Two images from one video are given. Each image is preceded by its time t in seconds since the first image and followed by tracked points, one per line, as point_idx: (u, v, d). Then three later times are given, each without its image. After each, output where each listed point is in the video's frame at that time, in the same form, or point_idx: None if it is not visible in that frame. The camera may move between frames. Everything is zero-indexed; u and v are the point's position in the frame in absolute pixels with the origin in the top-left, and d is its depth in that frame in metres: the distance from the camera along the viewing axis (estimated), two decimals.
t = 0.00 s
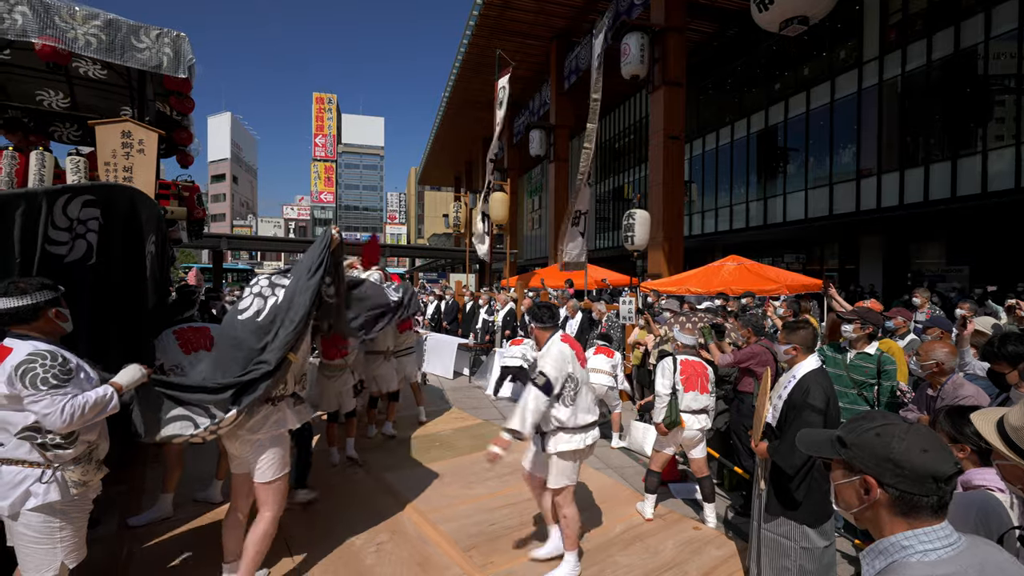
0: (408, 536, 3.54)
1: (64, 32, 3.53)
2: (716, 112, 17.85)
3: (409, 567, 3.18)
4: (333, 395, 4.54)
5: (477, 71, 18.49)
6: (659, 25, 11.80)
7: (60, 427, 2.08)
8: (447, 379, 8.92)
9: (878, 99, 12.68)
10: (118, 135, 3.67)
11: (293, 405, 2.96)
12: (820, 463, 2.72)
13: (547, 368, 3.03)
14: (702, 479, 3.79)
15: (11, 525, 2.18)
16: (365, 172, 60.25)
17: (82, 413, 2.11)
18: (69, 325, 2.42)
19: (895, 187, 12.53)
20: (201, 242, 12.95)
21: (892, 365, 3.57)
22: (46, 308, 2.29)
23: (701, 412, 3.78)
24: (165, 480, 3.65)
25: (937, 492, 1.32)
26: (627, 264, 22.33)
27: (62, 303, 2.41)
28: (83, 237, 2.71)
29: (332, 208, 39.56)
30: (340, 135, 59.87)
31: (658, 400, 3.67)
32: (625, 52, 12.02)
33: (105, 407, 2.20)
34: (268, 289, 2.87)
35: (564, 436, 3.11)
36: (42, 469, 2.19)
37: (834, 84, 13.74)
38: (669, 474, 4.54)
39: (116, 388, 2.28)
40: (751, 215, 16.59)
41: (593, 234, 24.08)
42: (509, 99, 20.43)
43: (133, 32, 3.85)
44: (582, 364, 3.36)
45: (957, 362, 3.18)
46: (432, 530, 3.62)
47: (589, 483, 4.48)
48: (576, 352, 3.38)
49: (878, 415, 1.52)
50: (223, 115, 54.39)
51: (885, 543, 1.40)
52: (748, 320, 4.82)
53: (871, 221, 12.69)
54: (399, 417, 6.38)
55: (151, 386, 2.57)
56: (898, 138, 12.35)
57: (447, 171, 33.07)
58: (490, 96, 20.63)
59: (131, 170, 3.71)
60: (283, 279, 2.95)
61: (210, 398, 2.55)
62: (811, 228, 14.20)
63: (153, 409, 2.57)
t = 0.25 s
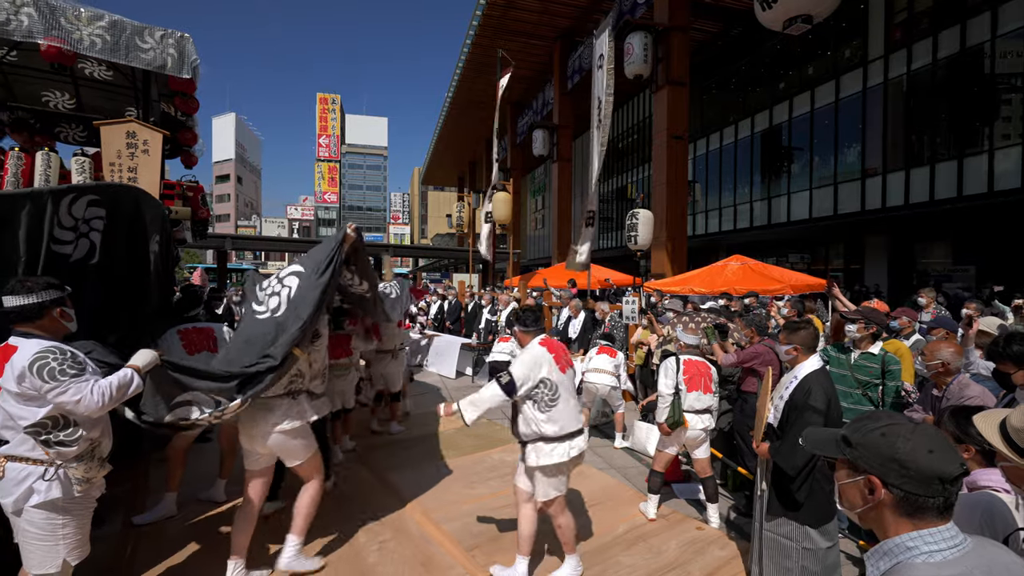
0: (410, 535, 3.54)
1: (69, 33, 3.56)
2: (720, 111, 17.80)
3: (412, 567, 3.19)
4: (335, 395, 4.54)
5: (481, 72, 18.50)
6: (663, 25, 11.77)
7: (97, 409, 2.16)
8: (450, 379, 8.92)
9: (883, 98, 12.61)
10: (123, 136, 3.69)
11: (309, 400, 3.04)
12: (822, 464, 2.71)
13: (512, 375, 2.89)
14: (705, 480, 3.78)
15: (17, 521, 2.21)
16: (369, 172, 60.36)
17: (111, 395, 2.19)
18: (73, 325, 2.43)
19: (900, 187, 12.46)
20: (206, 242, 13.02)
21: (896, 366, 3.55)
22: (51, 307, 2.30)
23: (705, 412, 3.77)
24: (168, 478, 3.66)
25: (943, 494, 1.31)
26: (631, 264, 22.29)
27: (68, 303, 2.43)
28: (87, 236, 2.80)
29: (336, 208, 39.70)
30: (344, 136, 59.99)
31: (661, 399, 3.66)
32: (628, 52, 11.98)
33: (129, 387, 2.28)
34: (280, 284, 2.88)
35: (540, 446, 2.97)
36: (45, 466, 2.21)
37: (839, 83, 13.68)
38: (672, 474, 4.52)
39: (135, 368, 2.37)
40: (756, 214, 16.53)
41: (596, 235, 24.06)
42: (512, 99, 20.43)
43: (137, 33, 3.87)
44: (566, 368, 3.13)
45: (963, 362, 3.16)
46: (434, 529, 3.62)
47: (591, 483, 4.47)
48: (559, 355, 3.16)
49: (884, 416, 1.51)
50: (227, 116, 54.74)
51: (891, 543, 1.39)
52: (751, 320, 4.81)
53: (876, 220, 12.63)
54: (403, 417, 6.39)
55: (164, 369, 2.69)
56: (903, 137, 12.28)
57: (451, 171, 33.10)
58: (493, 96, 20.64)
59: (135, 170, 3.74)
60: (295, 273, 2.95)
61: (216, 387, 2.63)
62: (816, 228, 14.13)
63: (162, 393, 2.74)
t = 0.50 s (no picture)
0: (413, 534, 3.54)
1: (74, 35, 3.58)
2: (724, 110, 17.76)
3: (414, 566, 3.19)
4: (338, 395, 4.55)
5: (484, 72, 18.51)
6: (666, 24, 11.75)
7: (112, 396, 2.27)
8: (453, 379, 8.91)
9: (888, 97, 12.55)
10: (128, 136, 3.71)
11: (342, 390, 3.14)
12: (825, 464, 2.69)
13: (491, 378, 2.90)
14: (708, 479, 3.77)
15: (23, 517, 2.24)
16: (372, 172, 60.44)
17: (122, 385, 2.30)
18: (78, 324, 2.44)
19: (906, 186, 12.40)
20: (209, 242, 13.06)
21: (901, 366, 3.53)
22: (57, 306, 2.31)
23: (707, 411, 3.76)
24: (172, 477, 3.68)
25: (947, 493, 1.30)
26: (634, 264, 22.26)
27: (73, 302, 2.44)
28: (93, 236, 2.82)
29: (340, 208, 39.82)
30: (348, 136, 60.09)
31: (663, 399, 3.65)
32: (632, 51, 11.95)
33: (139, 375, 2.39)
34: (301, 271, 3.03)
35: (511, 448, 2.97)
36: (48, 462, 2.23)
37: (844, 82, 13.62)
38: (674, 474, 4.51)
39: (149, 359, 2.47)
40: (759, 214, 16.49)
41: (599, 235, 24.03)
42: (515, 99, 20.43)
43: (142, 34, 3.89)
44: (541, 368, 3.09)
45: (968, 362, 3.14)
46: (437, 528, 3.62)
47: (594, 483, 4.47)
48: (537, 357, 3.12)
49: (886, 412, 1.50)
50: (232, 116, 54.97)
51: (895, 543, 1.38)
52: (754, 319, 4.80)
53: (881, 220, 12.56)
54: (405, 417, 6.40)
55: (177, 358, 2.74)
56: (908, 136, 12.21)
57: (454, 171, 33.13)
58: (497, 96, 20.64)
59: (140, 170, 3.76)
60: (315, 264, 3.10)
61: (230, 369, 2.71)
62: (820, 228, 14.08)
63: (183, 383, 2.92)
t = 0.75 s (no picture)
0: (416, 534, 3.55)
1: (81, 37, 3.61)
2: (728, 110, 17.71)
3: (417, 566, 3.19)
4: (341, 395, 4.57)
5: (487, 72, 18.51)
6: (669, 23, 11.72)
7: (137, 367, 2.32)
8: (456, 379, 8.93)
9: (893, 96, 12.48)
10: (133, 137, 3.74)
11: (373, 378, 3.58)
12: (829, 465, 2.67)
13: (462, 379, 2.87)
14: (711, 480, 3.76)
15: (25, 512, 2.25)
16: (375, 172, 60.55)
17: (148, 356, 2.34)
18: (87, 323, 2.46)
19: (911, 186, 12.33)
20: (214, 242, 13.14)
21: (906, 366, 3.51)
22: (66, 307, 2.33)
23: (711, 411, 3.74)
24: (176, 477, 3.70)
25: (951, 494, 1.30)
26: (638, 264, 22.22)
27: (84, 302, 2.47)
28: (97, 236, 2.85)
29: (343, 208, 39.92)
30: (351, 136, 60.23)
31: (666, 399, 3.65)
32: (635, 51, 11.92)
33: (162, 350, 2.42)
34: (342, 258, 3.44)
35: (478, 449, 2.87)
36: (51, 458, 2.25)
37: (849, 81, 13.56)
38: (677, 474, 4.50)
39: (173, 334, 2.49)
40: (764, 214, 16.43)
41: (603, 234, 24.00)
42: (518, 99, 20.42)
43: (147, 35, 3.91)
44: (511, 370, 2.86)
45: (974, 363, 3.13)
46: (440, 528, 3.63)
47: (597, 483, 4.47)
48: (512, 359, 2.91)
49: (890, 413, 1.50)
50: (236, 117, 55.21)
51: (900, 544, 1.38)
52: (758, 319, 4.78)
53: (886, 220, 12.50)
54: (409, 417, 6.41)
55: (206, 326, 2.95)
56: (914, 136, 12.14)
57: (458, 171, 33.16)
58: (500, 95, 20.64)
59: (145, 171, 3.78)
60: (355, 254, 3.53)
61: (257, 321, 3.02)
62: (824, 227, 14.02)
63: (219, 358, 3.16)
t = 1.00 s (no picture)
0: (420, 533, 3.55)
1: (88, 39, 3.64)
2: (733, 109, 17.66)
3: (421, 565, 3.20)
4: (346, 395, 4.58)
5: (491, 71, 18.51)
6: (674, 23, 11.69)
7: (162, 334, 2.41)
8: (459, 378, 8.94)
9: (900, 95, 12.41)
10: (140, 138, 3.77)
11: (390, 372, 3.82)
12: (834, 466, 2.66)
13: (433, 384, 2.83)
14: (715, 480, 3.75)
15: (46, 504, 2.27)
16: (380, 172, 60.70)
17: (153, 328, 2.37)
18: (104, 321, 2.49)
19: (918, 185, 12.25)
20: (220, 242, 13.23)
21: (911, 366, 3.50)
22: (83, 307, 2.37)
23: (715, 412, 3.73)
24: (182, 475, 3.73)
25: (956, 491, 1.30)
26: (642, 264, 22.17)
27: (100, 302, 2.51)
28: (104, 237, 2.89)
29: (348, 208, 40.04)
30: (356, 136, 60.40)
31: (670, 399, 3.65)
32: (640, 50, 11.90)
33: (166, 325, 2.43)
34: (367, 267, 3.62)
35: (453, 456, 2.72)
36: (68, 449, 2.27)
37: (855, 80, 13.49)
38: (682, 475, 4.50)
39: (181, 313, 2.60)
40: (769, 214, 16.37)
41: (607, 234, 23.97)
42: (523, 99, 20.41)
43: (154, 37, 3.93)
44: (475, 375, 2.69)
45: (979, 363, 3.12)
46: (444, 528, 3.64)
47: (601, 483, 4.46)
48: (479, 363, 2.72)
49: (896, 412, 1.50)
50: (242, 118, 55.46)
51: (906, 541, 1.37)
52: (762, 320, 4.76)
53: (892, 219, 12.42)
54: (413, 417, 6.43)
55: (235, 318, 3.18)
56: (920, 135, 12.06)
57: (462, 172, 33.19)
58: (504, 96, 20.65)
59: (152, 172, 3.81)
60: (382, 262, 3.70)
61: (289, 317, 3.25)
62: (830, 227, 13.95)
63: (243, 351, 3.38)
